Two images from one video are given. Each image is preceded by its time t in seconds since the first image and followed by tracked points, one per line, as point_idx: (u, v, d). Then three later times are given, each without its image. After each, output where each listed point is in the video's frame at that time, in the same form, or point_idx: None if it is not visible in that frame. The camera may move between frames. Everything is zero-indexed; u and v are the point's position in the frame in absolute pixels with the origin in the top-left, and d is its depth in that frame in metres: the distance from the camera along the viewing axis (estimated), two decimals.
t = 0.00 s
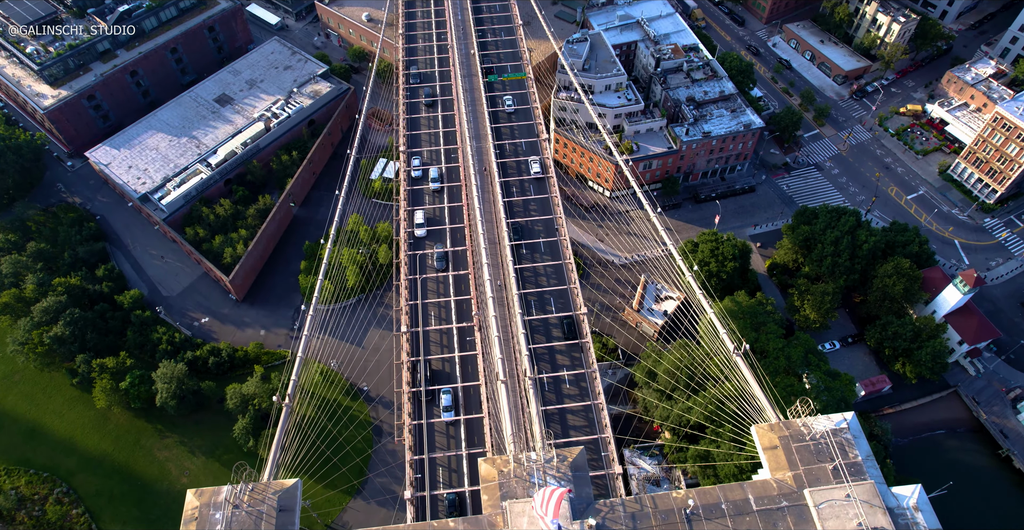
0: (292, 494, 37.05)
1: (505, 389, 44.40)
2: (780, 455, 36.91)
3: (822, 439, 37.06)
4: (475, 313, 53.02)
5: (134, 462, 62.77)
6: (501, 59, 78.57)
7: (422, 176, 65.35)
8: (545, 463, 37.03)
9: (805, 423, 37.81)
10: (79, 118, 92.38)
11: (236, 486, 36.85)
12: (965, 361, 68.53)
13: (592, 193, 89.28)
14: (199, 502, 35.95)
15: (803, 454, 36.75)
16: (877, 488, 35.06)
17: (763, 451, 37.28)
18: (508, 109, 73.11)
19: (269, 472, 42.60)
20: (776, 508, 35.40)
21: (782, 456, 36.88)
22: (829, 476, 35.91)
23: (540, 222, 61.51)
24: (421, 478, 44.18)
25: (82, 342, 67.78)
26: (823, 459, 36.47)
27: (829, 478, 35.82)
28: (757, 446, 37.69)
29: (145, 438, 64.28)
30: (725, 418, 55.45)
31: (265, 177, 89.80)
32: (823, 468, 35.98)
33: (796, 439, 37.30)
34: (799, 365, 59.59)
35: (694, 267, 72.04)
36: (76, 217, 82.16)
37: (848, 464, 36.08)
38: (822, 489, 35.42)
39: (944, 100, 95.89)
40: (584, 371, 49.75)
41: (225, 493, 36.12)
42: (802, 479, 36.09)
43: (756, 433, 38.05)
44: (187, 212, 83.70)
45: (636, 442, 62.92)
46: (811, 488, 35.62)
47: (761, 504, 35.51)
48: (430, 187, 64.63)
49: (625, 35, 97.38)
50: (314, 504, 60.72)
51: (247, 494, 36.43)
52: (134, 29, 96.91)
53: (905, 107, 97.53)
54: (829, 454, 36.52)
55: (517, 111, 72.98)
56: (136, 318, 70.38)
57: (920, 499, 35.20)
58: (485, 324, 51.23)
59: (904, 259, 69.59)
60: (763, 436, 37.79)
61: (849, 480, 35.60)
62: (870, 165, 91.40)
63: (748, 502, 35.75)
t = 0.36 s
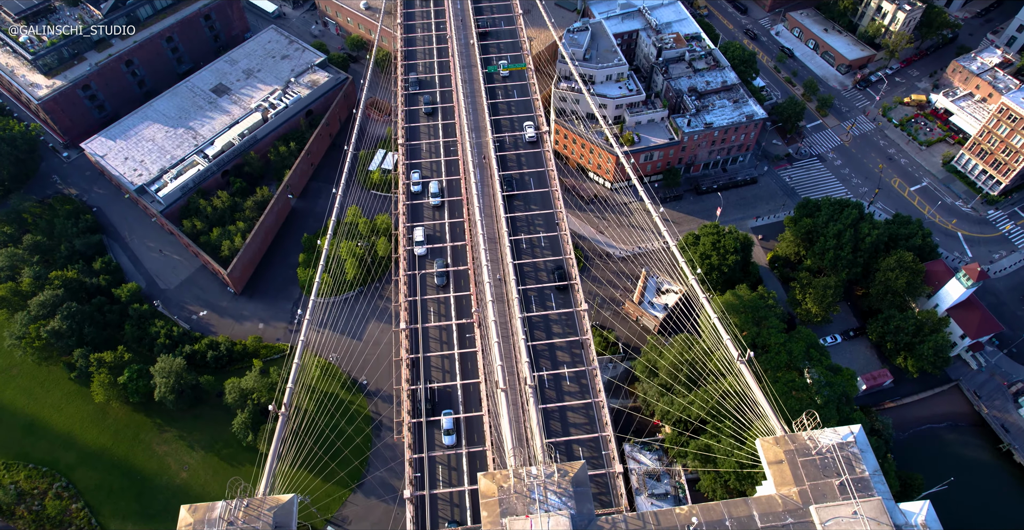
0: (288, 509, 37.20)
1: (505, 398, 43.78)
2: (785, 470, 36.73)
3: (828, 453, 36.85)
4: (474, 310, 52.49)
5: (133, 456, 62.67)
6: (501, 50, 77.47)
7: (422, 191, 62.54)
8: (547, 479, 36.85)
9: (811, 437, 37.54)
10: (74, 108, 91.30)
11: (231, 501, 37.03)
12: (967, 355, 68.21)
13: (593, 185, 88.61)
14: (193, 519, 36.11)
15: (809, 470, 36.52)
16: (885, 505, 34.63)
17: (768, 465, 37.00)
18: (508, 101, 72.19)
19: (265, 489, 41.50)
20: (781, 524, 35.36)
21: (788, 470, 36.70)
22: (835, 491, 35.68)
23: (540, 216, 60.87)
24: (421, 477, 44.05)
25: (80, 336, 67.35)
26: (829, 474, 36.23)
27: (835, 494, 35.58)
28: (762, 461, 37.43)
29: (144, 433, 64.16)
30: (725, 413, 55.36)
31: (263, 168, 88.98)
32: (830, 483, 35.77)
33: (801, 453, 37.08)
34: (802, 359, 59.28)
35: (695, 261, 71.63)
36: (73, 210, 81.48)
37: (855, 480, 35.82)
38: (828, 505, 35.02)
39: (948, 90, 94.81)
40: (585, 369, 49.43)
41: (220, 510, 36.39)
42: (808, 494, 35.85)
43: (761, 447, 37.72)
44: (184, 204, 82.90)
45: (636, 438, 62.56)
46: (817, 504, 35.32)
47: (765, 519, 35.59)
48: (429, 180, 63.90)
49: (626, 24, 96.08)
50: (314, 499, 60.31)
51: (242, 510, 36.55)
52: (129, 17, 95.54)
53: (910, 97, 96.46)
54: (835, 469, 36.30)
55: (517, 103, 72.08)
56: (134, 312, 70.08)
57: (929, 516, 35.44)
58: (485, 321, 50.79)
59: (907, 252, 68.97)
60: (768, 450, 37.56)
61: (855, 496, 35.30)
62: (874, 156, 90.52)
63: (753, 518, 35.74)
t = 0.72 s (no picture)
0: (284, 525, 37.24)
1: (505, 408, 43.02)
2: (791, 486, 36.73)
3: (834, 470, 36.74)
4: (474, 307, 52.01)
5: (132, 452, 62.47)
6: (501, 40, 76.33)
7: (422, 207, 60.06)
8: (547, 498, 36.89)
9: (817, 452, 37.55)
10: (69, 99, 90.19)
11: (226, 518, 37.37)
12: (969, 349, 67.92)
13: (593, 176, 87.90)
14: None
15: (815, 486, 36.46)
16: (892, 523, 34.54)
17: (773, 481, 37.09)
18: (507, 93, 71.25)
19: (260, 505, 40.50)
20: None
21: (793, 487, 36.67)
22: (842, 509, 35.56)
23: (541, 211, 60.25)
24: (421, 476, 43.91)
25: (77, 331, 67.05)
26: (836, 491, 36.12)
27: (841, 512, 35.47)
28: (768, 476, 37.46)
29: (143, 427, 63.98)
30: (726, 409, 54.83)
31: (261, 160, 88.16)
32: (836, 501, 35.64)
33: (807, 469, 37.08)
34: (802, 353, 58.71)
35: (695, 255, 71.16)
36: (69, 202, 80.75)
37: (862, 497, 35.68)
38: (834, 523, 35.11)
39: (954, 80, 93.67)
40: (585, 366, 49.10)
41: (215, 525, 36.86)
42: (814, 511, 35.78)
43: (767, 462, 37.78)
44: (181, 196, 82.15)
45: (636, 434, 62.65)
46: (824, 521, 35.32)
47: None
48: (428, 174, 63.16)
49: (627, 13, 94.79)
50: (314, 495, 60.11)
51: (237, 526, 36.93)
52: (123, 6, 94.15)
53: (914, 87, 95.43)
54: (842, 486, 36.23)
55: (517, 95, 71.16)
56: (132, 307, 69.69)
57: None
58: (485, 319, 50.40)
59: (910, 246, 68.42)
60: (773, 465, 37.49)
61: (862, 514, 35.19)
62: (877, 147, 89.67)
63: None
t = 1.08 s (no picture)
0: None
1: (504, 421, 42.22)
2: (796, 504, 36.59)
3: (841, 488, 36.56)
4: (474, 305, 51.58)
5: (131, 448, 62.30)
6: (500, 32, 75.27)
7: (422, 226, 57.90)
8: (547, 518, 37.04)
9: (823, 469, 37.33)
10: (63, 89, 89.15)
11: None
12: (971, 344, 67.62)
13: (594, 168, 87.03)
14: None
15: (821, 506, 36.24)
16: None
17: (778, 500, 36.94)
18: (507, 86, 70.31)
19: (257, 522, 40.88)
20: None
21: (799, 505, 36.51)
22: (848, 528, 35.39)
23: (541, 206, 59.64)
24: (420, 476, 43.75)
25: (74, 326, 66.67)
26: (842, 510, 35.91)
27: None
28: (773, 494, 37.33)
29: (141, 423, 63.79)
30: (726, 405, 54.57)
31: (258, 152, 87.35)
32: (842, 520, 35.46)
33: (813, 487, 36.83)
34: (804, 349, 58.26)
35: (696, 249, 70.62)
36: (65, 195, 80.02)
37: (868, 516, 35.53)
38: None
39: (958, 71, 92.65)
40: (585, 364, 48.78)
41: None
42: None
43: (771, 480, 37.65)
44: (178, 189, 81.42)
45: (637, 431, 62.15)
46: None
47: None
48: (426, 169, 62.42)
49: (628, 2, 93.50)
50: (314, 492, 60.12)
51: None
52: None
53: (918, 77, 94.33)
54: (848, 505, 36.04)
55: (517, 87, 70.20)
56: (129, 301, 69.26)
57: None
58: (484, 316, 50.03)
59: (913, 240, 67.80)
60: (778, 483, 37.39)
61: None
62: (880, 139, 88.79)
63: None
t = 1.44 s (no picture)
0: None
1: (504, 429, 41.54)
2: (802, 524, 36.35)
3: (847, 507, 36.39)
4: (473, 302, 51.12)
5: (129, 443, 62.14)
6: (500, 23, 74.24)
7: (421, 247, 55.39)
8: None
9: (830, 488, 37.06)
10: (58, 80, 88.12)
11: None
12: (973, 339, 67.35)
13: (595, 161, 86.22)
14: None
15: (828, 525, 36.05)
16: None
17: (784, 519, 36.65)
18: (507, 78, 69.41)
19: None
20: None
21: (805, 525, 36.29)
22: None
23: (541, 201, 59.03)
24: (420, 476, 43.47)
25: (71, 321, 66.32)
26: None
27: None
28: (778, 513, 37.06)
29: (140, 419, 63.59)
30: (727, 402, 54.31)
31: (256, 144, 86.51)
32: None
33: (819, 507, 36.61)
34: (806, 345, 57.84)
35: (697, 243, 69.95)
36: (61, 188, 79.32)
37: None
38: None
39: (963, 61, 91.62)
40: (585, 363, 48.43)
41: None
42: None
43: (777, 499, 37.42)
44: (175, 182, 80.67)
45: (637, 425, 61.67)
46: None
47: None
48: (425, 164, 61.76)
49: None
50: (314, 489, 60.02)
51: None
52: None
53: (923, 68, 93.30)
54: (856, 524, 35.87)
55: (517, 80, 69.31)
56: (127, 296, 68.82)
57: None
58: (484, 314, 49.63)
59: (916, 234, 67.27)
60: (784, 502, 37.18)
61: None
62: (884, 131, 87.88)
63: None
